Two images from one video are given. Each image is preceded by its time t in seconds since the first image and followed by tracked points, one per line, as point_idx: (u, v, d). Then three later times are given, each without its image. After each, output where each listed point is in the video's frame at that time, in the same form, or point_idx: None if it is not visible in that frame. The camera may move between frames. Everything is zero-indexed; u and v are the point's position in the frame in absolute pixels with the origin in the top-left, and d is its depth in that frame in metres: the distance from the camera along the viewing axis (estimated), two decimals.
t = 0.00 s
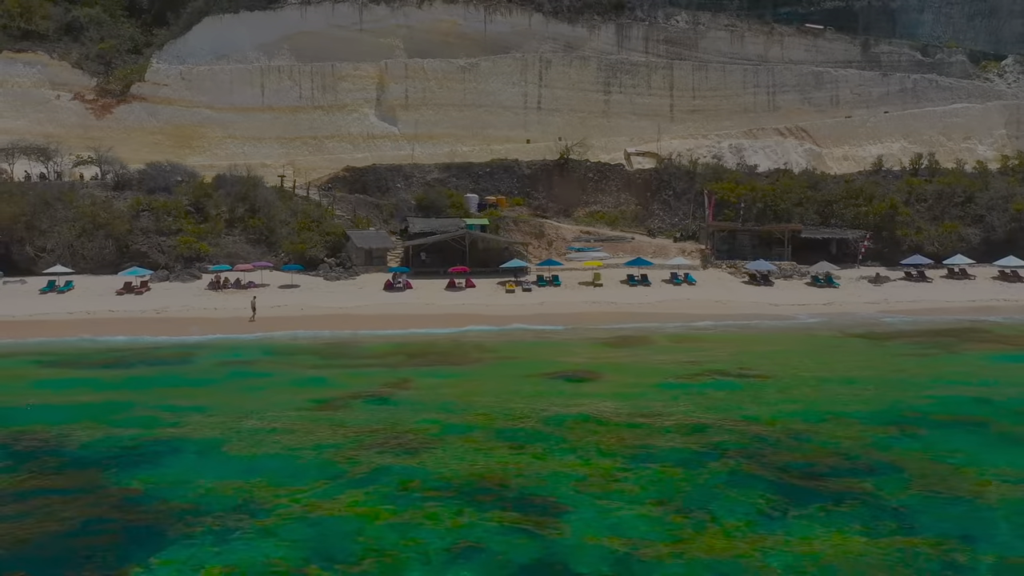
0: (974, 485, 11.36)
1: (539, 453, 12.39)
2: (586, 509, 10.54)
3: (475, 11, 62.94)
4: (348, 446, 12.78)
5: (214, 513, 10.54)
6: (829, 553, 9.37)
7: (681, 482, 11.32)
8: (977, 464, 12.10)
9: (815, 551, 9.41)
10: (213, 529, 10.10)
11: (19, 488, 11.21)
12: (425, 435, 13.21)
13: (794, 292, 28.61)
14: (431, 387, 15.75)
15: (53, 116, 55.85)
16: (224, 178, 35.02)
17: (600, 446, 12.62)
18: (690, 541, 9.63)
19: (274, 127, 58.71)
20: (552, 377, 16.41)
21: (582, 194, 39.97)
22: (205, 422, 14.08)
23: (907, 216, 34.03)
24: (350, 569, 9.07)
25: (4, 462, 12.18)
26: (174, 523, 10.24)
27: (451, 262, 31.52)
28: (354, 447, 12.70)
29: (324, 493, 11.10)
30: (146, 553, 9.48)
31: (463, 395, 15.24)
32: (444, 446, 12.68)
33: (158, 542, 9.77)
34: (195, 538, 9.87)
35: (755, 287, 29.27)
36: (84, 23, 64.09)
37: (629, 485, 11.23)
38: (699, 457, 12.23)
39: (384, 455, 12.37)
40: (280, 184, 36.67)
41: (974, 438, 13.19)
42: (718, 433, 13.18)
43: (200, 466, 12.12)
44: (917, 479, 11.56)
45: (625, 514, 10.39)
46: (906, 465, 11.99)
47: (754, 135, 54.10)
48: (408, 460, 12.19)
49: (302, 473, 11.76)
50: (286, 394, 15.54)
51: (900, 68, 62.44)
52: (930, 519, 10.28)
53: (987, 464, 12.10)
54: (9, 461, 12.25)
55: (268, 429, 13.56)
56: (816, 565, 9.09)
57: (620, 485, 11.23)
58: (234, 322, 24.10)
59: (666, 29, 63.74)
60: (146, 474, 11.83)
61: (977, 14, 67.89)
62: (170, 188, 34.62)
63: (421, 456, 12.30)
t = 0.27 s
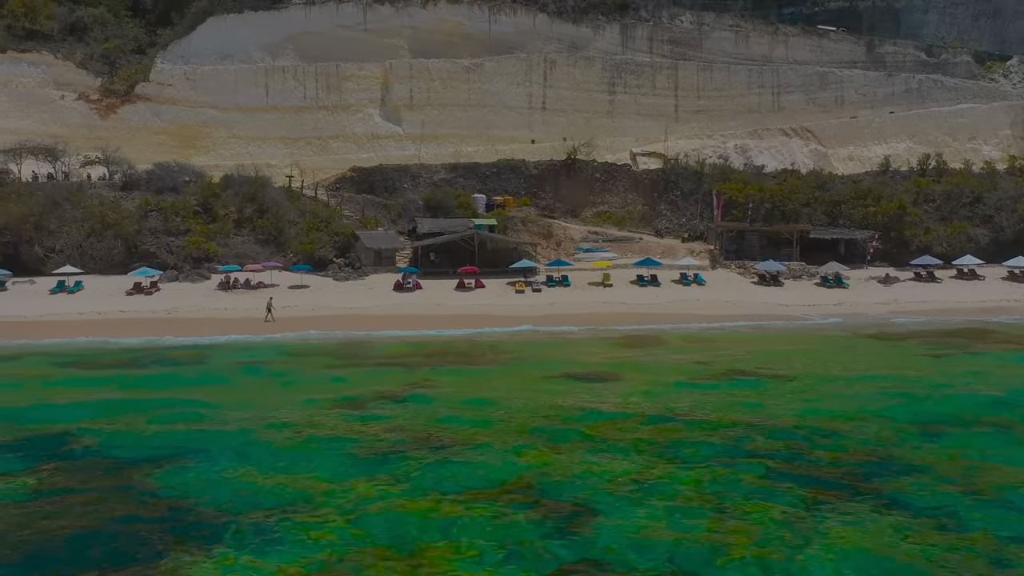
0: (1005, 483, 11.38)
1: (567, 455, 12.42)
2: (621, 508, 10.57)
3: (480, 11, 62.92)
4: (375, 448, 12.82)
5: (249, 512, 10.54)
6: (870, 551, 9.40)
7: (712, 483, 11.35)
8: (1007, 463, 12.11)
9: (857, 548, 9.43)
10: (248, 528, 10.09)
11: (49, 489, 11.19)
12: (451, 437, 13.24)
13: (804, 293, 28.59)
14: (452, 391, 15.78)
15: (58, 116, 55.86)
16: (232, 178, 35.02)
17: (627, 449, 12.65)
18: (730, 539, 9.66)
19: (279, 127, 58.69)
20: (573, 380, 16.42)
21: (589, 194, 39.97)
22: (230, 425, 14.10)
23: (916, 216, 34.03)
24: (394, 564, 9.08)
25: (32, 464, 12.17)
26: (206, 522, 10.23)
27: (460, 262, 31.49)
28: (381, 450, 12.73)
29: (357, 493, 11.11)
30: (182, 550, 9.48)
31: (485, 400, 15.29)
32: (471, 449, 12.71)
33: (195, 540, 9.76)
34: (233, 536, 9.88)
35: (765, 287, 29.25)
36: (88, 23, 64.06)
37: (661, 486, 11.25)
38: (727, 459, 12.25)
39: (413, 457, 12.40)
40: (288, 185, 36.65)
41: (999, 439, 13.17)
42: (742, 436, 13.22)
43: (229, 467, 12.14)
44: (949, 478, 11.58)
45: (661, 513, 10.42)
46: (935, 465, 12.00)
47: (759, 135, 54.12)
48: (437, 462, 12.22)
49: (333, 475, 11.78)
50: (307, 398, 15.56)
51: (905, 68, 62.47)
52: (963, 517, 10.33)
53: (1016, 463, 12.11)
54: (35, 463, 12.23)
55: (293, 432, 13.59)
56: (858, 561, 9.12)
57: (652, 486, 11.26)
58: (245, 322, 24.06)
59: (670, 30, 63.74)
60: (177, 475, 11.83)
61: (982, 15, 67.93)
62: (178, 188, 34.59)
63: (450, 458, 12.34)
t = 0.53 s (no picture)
0: None
1: (595, 455, 12.39)
2: (656, 511, 10.54)
3: (484, 11, 62.89)
4: (401, 449, 12.78)
5: (280, 515, 10.50)
6: (909, 554, 9.41)
7: (744, 485, 11.31)
8: None
9: (896, 553, 9.42)
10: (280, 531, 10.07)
11: (76, 492, 11.17)
12: (476, 438, 13.21)
13: (814, 294, 28.57)
14: (472, 391, 15.75)
15: (62, 116, 55.88)
16: (240, 178, 35.00)
17: (654, 450, 12.61)
18: (769, 543, 9.63)
19: (283, 127, 58.67)
20: (592, 380, 16.42)
21: (597, 195, 39.92)
22: (252, 426, 14.06)
23: (924, 217, 33.98)
24: (434, 569, 9.04)
25: (57, 467, 12.13)
26: (234, 526, 10.22)
27: (468, 263, 31.46)
28: (407, 451, 12.70)
29: (389, 496, 11.07)
30: (214, 553, 9.47)
31: (506, 399, 15.26)
32: (497, 449, 12.68)
33: (229, 544, 9.74)
34: (267, 540, 9.85)
35: (774, 288, 29.23)
36: (93, 23, 64.05)
37: (693, 488, 11.22)
38: (755, 460, 12.21)
39: (440, 458, 12.36)
40: (296, 185, 36.63)
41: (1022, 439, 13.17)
42: (768, 436, 13.19)
43: (256, 470, 12.10)
44: (977, 478, 11.63)
45: (696, 515, 10.40)
46: (962, 466, 12.02)
47: (765, 135, 54.11)
48: (465, 463, 12.18)
49: (362, 477, 11.74)
50: (327, 398, 15.53)
51: (910, 69, 62.48)
52: (996, 518, 10.37)
53: None
54: (59, 466, 12.21)
55: (317, 434, 13.56)
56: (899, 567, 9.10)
57: (683, 488, 11.23)
58: (257, 322, 24.03)
59: (675, 30, 63.74)
60: (204, 478, 11.79)
61: (987, 15, 67.95)
62: (186, 188, 34.58)
63: (477, 459, 12.30)
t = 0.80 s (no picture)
0: None
1: (626, 456, 12.33)
2: (697, 512, 10.48)
3: (488, 12, 62.84)
4: (430, 450, 12.71)
5: (310, 516, 10.51)
6: (944, 553, 9.41)
7: (782, 487, 11.25)
8: None
9: (944, 554, 9.38)
10: (314, 535, 10.02)
11: (103, 495, 11.12)
12: (504, 438, 13.15)
13: (823, 294, 28.53)
14: (491, 391, 15.71)
15: (66, 116, 55.87)
16: (247, 178, 35.00)
17: (685, 450, 12.55)
18: (817, 545, 9.57)
19: (287, 127, 58.63)
20: (609, 380, 16.41)
21: (603, 195, 39.90)
22: (277, 427, 13.99)
23: (932, 217, 33.98)
24: (480, 573, 8.96)
25: (82, 471, 12.04)
26: (264, 528, 10.19)
27: (476, 263, 31.43)
28: (436, 452, 12.62)
29: (424, 498, 11.00)
30: (247, 556, 9.43)
31: (528, 399, 15.22)
32: (527, 451, 12.61)
33: (265, 549, 9.66)
34: (307, 544, 9.78)
35: (783, 288, 29.23)
36: (97, 23, 64.03)
37: (730, 490, 11.16)
38: (789, 462, 12.12)
39: (472, 460, 12.29)
40: (303, 185, 36.60)
41: None
42: (794, 437, 13.14)
43: (287, 472, 12.02)
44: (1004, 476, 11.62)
45: (737, 517, 10.33)
46: (989, 465, 12.01)
47: (769, 136, 54.10)
48: (492, 462, 12.19)
49: (394, 479, 11.66)
50: (347, 399, 15.46)
51: (914, 69, 62.49)
52: None
53: None
54: (84, 468, 12.16)
55: (343, 434, 13.50)
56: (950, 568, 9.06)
57: (721, 488, 11.19)
58: (267, 323, 23.99)
59: (679, 30, 63.73)
60: (234, 481, 11.71)
61: (991, 16, 67.95)
62: (194, 189, 34.55)
63: (510, 460, 12.24)
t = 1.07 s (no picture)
0: None
1: (658, 456, 12.26)
2: (738, 512, 10.41)
3: (493, 12, 62.78)
4: (460, 451, 12.66)
5: (343, 515, 10.50)
6: (984, 549, 9.42)
7: (819, 487, 11.19)
8: None
9: (993, 554, 9.32)
10: (349, 535, 9.98)
11: (132, 497, 11.08)
12: (534, 439, 13.10)
13: (834, 295, 28.49)
14: (514, 391, 15.68)
15: (71, 116, 55.86)
16: (255, 178, 34.99)
17: (717, 451, 12.50)
18: (862, 544, 9.52)
19: (292, 127, 58.59)
20: (629, 380, 16.40)
21: (611, 195, 39.89)
22: (303, 428, 13.94)
23: (942, 218, 33.95)
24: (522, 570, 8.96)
25: (110, 473, 12.00)
26: (295, 528, 10.15)
27: (486, 264, 31.40)
28: (466, 453, 12.57)
29: (461, 499, 10.94)
30: (280, 555, 9.39)
31: (553, 400, 15.18)
32: (559, 451, 12.56)
33: (299, 547, 9.65)
34: (346, 544, 9.73)
35: (793, 289, 29.21)
36: (101, 23, 63.99)
37: (768, 489, 11.11)
38: (823, 462, 12.07)
39: (504, 460, 12.24)
40: (312, 186, 36.58)
41: None
42: (825, 437, 13.09)
43: (318, 473, 11.96)
44: None
45: (772, 515, 10.33)
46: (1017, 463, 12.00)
47: (775, 136, 54.10)
48: (520, 461, 12.20)
49: (427, 480, 11.59)
50: (370, 400, 15.43)
51: (919, 70, 62.49)
52: None
53: None
54: (112, 469, 12.16)
55: (369, 435, 13.46)
56: (999, 566, 9.00)
57: (759, 488, 11.13)
58: (279, 323, 23.95)
59: (684, 31, 63.71)
60: (265, 482, 11.65)
61: (996, 16, 67.93)
62: (202, 189, 34.52)
63: (543, 460, 12.19)
